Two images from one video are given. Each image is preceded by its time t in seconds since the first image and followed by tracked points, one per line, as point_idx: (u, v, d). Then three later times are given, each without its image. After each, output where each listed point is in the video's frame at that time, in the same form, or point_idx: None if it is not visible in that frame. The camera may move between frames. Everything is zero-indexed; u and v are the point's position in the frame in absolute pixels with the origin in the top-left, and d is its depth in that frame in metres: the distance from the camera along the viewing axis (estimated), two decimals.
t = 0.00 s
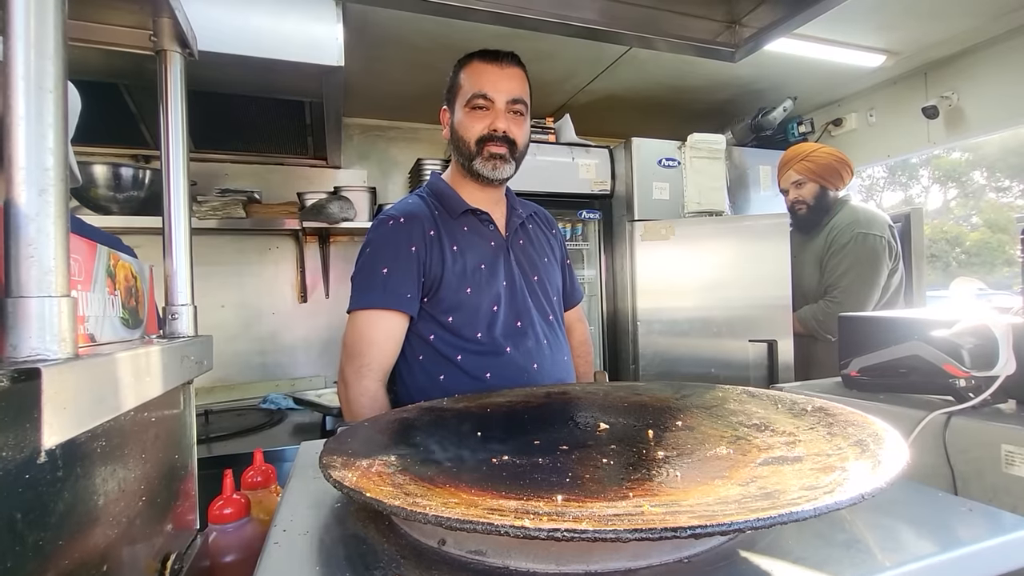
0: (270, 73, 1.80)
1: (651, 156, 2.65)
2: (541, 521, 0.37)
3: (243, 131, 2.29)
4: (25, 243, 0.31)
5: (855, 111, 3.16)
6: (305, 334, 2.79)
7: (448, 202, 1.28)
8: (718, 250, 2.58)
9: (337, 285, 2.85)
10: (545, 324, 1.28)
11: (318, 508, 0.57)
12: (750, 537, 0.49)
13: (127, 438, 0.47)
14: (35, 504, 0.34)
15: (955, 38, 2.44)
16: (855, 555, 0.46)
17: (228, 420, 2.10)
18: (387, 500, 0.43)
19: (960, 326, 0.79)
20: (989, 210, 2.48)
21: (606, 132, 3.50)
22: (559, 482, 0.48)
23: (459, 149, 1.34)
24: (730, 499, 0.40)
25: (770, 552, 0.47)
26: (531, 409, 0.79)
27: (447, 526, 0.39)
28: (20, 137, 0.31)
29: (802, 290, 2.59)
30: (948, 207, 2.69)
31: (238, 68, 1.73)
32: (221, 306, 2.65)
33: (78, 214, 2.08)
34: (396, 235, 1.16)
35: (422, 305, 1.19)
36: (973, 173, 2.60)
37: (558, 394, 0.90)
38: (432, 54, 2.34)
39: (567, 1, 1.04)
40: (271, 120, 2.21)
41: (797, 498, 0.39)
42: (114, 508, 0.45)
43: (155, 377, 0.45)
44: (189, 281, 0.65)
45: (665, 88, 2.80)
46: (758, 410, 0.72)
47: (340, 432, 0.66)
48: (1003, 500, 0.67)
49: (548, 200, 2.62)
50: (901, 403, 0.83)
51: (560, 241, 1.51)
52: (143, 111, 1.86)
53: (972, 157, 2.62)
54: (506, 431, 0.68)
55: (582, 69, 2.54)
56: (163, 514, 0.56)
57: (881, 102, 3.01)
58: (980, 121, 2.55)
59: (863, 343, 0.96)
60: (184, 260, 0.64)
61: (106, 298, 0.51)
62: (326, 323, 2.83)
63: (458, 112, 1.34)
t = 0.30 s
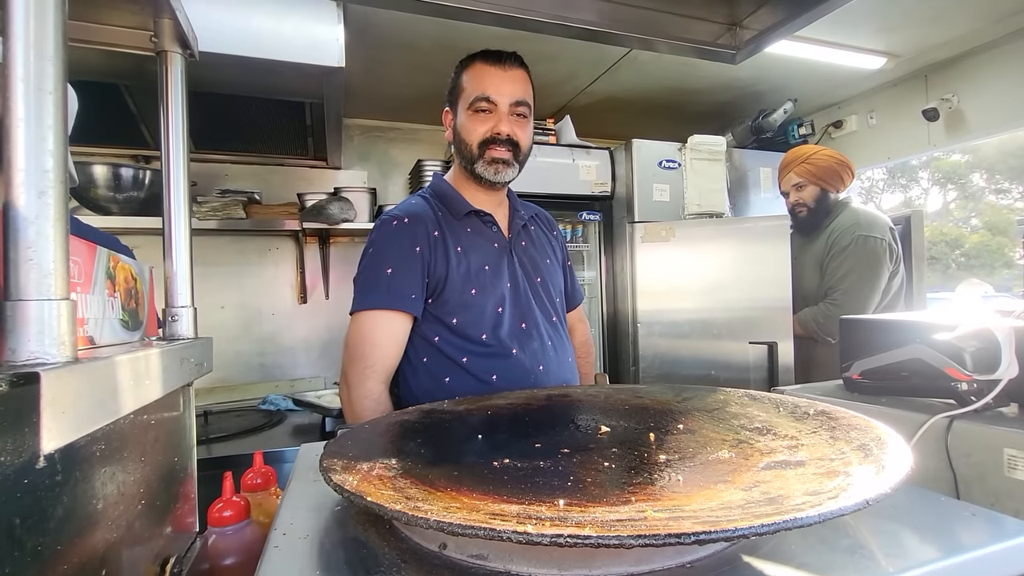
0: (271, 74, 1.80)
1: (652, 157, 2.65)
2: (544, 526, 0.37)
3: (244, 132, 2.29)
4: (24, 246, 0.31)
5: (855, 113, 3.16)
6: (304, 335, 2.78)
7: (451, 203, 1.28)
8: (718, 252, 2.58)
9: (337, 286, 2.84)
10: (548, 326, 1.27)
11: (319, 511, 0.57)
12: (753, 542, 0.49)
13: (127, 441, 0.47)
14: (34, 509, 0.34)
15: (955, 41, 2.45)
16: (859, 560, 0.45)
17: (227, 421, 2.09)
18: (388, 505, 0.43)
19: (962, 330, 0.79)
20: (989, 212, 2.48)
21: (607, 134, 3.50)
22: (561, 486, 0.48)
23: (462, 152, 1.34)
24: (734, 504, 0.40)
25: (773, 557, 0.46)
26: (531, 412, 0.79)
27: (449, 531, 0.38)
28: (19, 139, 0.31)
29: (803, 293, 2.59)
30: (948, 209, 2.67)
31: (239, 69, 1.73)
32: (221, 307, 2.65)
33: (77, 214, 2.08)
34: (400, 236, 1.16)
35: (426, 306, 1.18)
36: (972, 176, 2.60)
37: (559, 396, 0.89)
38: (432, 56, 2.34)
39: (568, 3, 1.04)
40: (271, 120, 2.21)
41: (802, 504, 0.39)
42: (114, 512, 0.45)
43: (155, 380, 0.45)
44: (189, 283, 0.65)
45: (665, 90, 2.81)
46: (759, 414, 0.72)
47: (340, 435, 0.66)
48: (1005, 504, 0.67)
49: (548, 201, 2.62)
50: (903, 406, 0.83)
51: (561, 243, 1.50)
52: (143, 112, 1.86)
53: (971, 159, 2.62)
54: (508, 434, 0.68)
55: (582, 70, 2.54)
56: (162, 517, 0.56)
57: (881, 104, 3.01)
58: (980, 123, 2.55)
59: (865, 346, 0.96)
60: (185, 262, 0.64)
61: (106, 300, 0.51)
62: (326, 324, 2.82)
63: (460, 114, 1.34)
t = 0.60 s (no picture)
0: (269, 72, 1.80)
1: (651, 157, 2.64)
2: (542, 530, 0.36)
3: (242, 131, 2.28)
4: (10, 243, 0.30)
5: (855, 113, 3.15)
6: (302, 335, 2.77)
7: (455, 200, 1.27)
8: (717, 252, 2.58)
9: (336, 286, 2.84)
10: (549, 327, 1.27)
11: (314, 513, 0.56)
12: (752, 545, 0.48)
13: (118, 442, 0.46)
14: (20, 511, 0.34)
15: (954, 42, 2.45)
16: (861, 564, 0.45)
17: (224, 422, 2.08)
18: (383, 507, 0.42)
19: (962, 331, 0.79)
20: (988, 213, 2.48)
21: (606, 133, 3.50)
22: (559, 488, 0.48)
23: (467, 150, 1.33)
24: (734, 507, 0.39)
25: (773, 561, 0.46)
26: (530, 412, 0.78)
27: (445, 535, 0.38)
28: (6, 133, 0.30)
29: (802, 293, 2.58)
30: (946, 210, 2.68)
31: (237, 68, 1.73)
32: (219, 307, 2.64)
33: (75, 213, 2.07)
34: (402, 233, 1.15)
35: (427, 303, 1.18)
36: (971, 176, 2.60)
37: (558, 397, 0.89)
38: (432, 55, 2.33)
39: (568, 2, 1.03)
40: (270, 120, 2.20)
41: (803, 507, 0.38)
42: (104, 514, 0.44)
43: (147, 381, 0.44)
44: (184, 282, 0.64)
45: (665, 90, 2.80)
46: (760, 415, 0.71)
47: (337, 436, 0.65)
48: (1007, 507, 0.66)
49: (547, 201, 2.61)
50: (904, 407, 0.83)
51: (563, 243, 1.50)
52: (140, 110, 1.85)
53: (971, 159, 2.62)
54: (507, 435, 0.67)
55: (582, 70, 2.54)
56: (156, 519, 0.55)
57: (880, 105, 3.01)
58: (979, 124, 2.55)
59: (864, 346, 0.96)
60: (179, 260, 0.63)
61: (98, 299, 0.50)
62: (325, 324, 2.82)
63: (465, 112, 1.34)
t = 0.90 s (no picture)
0: (269, 72, 1.79)
1: (652, 157, 2.64)
2: (550, 534, 0.36)
3: (243, 130, 2.28)
4: (12, 241, 0.30)
5: (856, 114, 3.15)
6: (302, 335, 2.77)
7: (462, 197, 1.27)
8: (718, 252, 2.58)
9: (336, 286, 2.83)
10: (554, 327, 1.26)
11: (317, 515, 0.56)
12: (761, 549, 0.48)
13: (120, 445, 0.45)
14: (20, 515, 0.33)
15: (955, 43, 2.44)
16: (869, 568, 0.44)
17: (224, 421, 2.08)
18: (388, 510, 0.41)
19: (969, 333, 0.78)
20: (986, 214, 2.47)
21: (607, 134, 3.49)
22: (565, 490, 0.47)
23: (474, 151, 1.34)
24: (745, 511, 0.39)
25: (782, 565, 0.45)
26: (534, 413, 0.78)
27: (452, 539, 0.37)
28: (8, 130, 0.30)
29: (803, 294, 2.58)
30: (945, 211, 2.67)
31: (237, 66, 1.72)
32: (219, 306, 2.64)
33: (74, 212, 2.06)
34: (407, 227, 1.16)
35: (430, 298, 1.18)
36: (970, 178, 2.59)
37: (561, 397, 0.88)
38: (432, 55, 2.33)
39: (570, 2, 1.03)
40: (270, 119, 2.20)
41: (814, 511, 0.37)
42: (105, 517, 0.44)
43: (148, 382, 0.43)
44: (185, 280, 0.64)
45: (666, 90, 2.80)
46: (764, 417, 0.71)
47: (339, 437, 0.65)
48: (1014, 509, 0.66)
49: (548, 201, 2.61)
50: (909, 409, 0.82)
51: (571, 246, 1.49)
52: (140, 109, 1.84)
53: (970, 160, 2.62)
54: (512, 435, 0.67)
55: (583, 70, 2.54)
56: (157, 519, 0.55)
57: (881, 106, 3.01)
58: (980, 125, 2.55)
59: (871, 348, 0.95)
60: (180, 259, 0.62)
61: (99, 299, 0.50)
62: (325, 323, 2.81)
63: (471, 113, 1.34)
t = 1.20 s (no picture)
0: (271, 72, 1.79)
1: (653, 158, 2.64)
2: (556, 538, 0.36)
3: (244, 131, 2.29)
4: (19, 245, 0.30)
5: (857, 116, 3.15)
6: (303, 334, 2.77)
7: (470, 197, 1.29)
8: (718, 253, 2.58)
9: (336, 286, 2.83)
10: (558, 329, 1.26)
11: (320, 517, 0.56)
12: (764, 553, 0.48)
13: (125, 448, 0.45)
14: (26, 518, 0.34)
15: (956, 45, 2.45)
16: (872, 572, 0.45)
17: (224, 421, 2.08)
18: (392, 514, 0.41)
19: (969, 336, 0.77)
20: (986, 216, 2.47)
21: (609, 134, 3.49)
22: (570, 493, 0.47)
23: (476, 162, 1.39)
24: (749, 515, 0.39)
25: (784, 568, 0.45)
26: (535, 414, 0.78)
27: (457, 543, 0.37)
28: (16, 133, 0.30)
29: (803, 295, 2.58)
30: (945, 212, 2.69)
31: (238, 66, 1.72)
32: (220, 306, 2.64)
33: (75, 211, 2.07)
34: (416, 226, 1.19)
35: (435, 294, 1.20)
36: (971, 179, 2.59)
37: (562, 399, 0.88)
38: (433, 55, 2.33)
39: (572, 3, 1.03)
40: (271, 119, 2.20)
41: (819, 516, 0.37)
42: (111, 518, 0.44)
43: (153, 384, 0.43)
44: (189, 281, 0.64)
45: (667, 91, 2.80)
46: (767, 419, 0.71)
47: (341, 439, 0.65)
48: (1016, 513, 0.66)
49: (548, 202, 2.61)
50: (910, 411, 0.83)
51: (587, 253, 1.47)
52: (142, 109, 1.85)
53: (970, 162, 2.62)
54: (516, 436, 0.67)
55: (584, 71, 2.54)
56: (160, 521, 0.55)
57: (882, 107, 3.01)
58: (981, 127, 2.55)
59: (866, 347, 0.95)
60: (184, 260, 0.62)
61: (103, 301, 0.50)
62: (325, 323, 2.81)
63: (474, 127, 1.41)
